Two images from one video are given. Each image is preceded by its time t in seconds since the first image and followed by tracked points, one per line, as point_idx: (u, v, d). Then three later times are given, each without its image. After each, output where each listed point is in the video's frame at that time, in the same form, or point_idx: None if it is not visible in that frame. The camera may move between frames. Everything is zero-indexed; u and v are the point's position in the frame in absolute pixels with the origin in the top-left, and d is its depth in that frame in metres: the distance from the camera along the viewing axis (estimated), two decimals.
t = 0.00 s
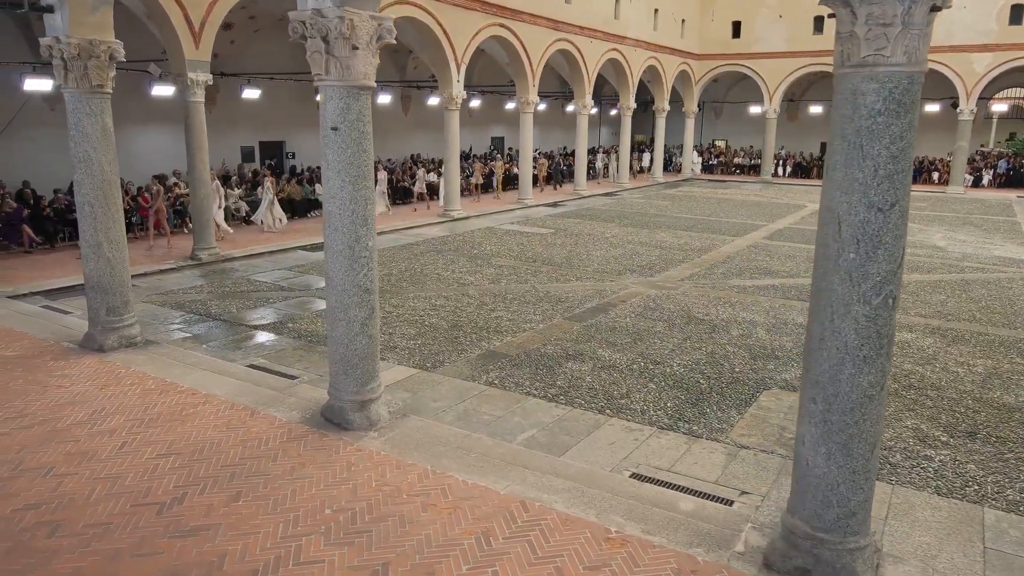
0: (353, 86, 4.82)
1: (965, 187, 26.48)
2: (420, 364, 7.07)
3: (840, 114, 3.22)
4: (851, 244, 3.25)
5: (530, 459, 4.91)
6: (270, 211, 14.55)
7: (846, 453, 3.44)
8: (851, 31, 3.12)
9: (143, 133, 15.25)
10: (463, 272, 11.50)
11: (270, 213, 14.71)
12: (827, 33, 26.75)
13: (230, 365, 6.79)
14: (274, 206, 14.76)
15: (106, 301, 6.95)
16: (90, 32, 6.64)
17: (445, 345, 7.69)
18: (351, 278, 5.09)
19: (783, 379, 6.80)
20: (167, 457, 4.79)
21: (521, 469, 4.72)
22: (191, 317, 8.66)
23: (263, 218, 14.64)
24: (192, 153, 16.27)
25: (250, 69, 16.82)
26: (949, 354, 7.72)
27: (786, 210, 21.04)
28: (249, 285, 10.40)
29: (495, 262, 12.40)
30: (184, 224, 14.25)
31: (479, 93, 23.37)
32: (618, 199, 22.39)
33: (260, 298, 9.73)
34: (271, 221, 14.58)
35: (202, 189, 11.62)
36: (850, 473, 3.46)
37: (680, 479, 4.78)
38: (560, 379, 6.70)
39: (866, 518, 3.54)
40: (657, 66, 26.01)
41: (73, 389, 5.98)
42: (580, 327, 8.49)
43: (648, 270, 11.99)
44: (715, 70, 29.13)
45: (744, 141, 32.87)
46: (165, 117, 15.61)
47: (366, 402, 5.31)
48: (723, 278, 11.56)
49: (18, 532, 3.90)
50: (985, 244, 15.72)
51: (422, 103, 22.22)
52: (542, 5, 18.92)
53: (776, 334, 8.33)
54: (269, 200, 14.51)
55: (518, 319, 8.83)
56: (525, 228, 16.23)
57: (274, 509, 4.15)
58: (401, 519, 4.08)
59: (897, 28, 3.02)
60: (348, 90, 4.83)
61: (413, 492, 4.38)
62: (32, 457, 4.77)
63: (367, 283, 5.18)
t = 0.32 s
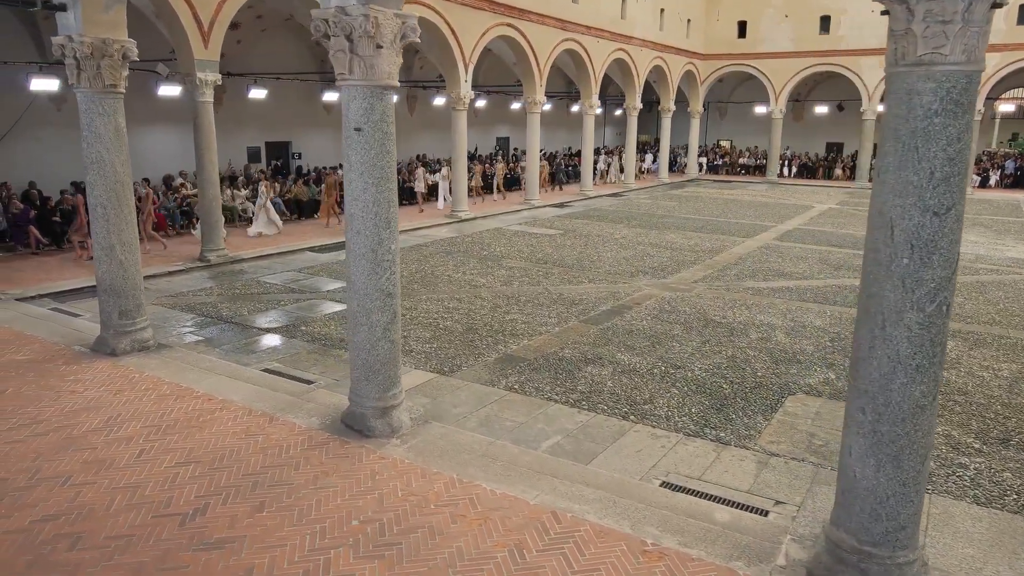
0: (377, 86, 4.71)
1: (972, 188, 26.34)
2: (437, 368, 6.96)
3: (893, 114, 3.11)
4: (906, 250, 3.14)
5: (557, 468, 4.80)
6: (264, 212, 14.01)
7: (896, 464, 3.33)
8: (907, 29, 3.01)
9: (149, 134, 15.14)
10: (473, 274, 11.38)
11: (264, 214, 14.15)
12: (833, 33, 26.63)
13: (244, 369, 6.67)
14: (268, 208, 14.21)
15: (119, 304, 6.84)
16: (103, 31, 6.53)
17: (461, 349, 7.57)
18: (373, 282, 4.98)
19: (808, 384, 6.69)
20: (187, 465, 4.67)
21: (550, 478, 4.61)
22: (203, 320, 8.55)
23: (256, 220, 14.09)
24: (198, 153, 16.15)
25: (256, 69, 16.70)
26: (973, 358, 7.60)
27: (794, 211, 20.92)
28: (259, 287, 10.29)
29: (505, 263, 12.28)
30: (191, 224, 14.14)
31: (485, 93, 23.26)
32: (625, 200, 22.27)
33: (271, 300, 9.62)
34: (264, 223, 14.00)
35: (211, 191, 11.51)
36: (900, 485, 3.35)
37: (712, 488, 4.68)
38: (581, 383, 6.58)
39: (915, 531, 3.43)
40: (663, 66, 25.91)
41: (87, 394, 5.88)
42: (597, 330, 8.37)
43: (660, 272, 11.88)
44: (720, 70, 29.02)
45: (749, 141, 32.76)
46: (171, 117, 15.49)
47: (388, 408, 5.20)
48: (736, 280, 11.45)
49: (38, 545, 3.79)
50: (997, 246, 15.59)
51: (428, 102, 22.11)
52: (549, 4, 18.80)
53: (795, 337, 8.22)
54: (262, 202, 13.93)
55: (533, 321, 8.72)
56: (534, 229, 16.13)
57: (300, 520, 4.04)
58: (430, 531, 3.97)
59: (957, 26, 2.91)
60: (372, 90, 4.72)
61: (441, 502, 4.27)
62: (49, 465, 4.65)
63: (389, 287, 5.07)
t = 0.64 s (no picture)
0: (401, 85, 4.60)
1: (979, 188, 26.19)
2: (454, 373, 6.84)
3: (948, 116, 3.01)
4: (962, 256, 3.03)
5: (585, 476, 4.69)
6: (258, 217, 13.50)
7: (948, 476, 3.22)
8: (966, 28, 2.90)
9: (155, 134, 15.02)
10: (484, 275, 11.27)
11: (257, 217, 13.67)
12: (839, 33, 26.49)
13: (259, 373, 6.56)
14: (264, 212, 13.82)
15: (131, 307, 6.73)
16: (116, 30, 6.42)
17: (477, 352, 7.46)
18: (396, 286, 4.87)
19: (832, 389, 6.58)
20: (207, 474, 4.56)
21: (579, 487, 4.50)
22: (214, 323, 8.44)
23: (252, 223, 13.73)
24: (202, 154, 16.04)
25: (262, 68, 16.59)
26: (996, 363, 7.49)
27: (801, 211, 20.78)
28: (269, 289, 10.18)
29: (515, 265, 12.18)
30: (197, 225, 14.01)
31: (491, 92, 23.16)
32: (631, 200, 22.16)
33: (281, 302, 9.50)
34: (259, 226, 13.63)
35: (220, 191, 11.41)
36: (952, 498, 3.25)
37: (744, 497, 4.57)
38: (601, 388, 6.47)
39: (966, 545, 3.33)
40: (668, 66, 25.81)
41: (100, 399, 5.76)
42: (612, 333, 8.28)
43: (671, 273, 11.78)
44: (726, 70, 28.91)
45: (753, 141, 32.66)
46: (176, 117, 15.38)
47: (410, 414, 5.09)
48: (749, 281, 11.34)
49: (58, 558, 3.68)
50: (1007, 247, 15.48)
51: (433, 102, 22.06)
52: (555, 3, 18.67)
53: (813, 340, 8.15)
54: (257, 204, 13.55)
55: (547, 324, 8.61)
56: (542, 230, 16.01)
57: (326, 532, 3.93)
58: (461, 544, 3.85)
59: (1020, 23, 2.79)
60: (395, 89, 4.60)
61: (470, 513, 4.16)
62: (65, 474, 4.54)
63: (412, 291, 4.95)
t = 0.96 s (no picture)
0: (428, 85, 4.49)
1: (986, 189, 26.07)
2: (473, 378, 6.72)
3: (1008, 117, 2.91)
4: None
5: (616, 486, 4.57)
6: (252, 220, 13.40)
7: (1006, 491, 3.11)
8: None
9: (161, 134, 14.91)
10: (496, 277, 11.16)
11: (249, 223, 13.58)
12: (846, 33, 26.35)
13: (276, 378, 6.45)
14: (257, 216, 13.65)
15: (144, 311, 6.62)
16: (130, 28, 6.31)
17: (495, 356, 7.34)
18: (421, 290, 4.76)
19: (859, 395, 6.46)
20: (229, 484, 4.44)
21: (611, 497, 4.38)
22: (226, 326, 8.32)
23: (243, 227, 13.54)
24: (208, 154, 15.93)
25: (269, 68, 16.48)
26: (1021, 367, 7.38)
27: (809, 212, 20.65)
28: (279, 291, 10.07)
29: (526, 266, 12.09)
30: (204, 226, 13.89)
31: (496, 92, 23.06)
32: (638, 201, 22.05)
33: (293, 304, 9.39)
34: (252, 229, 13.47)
35: (229, 192, 11.30)
36: (1010, 513, 3.13)
37: (780, 507, 4.45)
38: (623, 394, 6.35)
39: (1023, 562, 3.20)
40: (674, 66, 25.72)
41: (115, 406, 5.64)
42: (629, 336, 8.17)
43: (684, 275, 11.67)
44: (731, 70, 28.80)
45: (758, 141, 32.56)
46: (183, 117, 15.27)
47: (434, 421, 4.97)
48: (762, 283, 11.24)
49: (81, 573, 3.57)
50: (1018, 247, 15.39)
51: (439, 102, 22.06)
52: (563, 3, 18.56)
53: (833, 343, 8.04)
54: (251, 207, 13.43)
55: (563, 327, 8.49)
56: (551, 231, 15.91)
57: (355, 545, 3.81)
58: (495, 558, 3.73)
59: None
60: (422, 89, 4.49)
61: (501, 524, 4.04)
62: (83, 483, 4.43)
63: (437, 295, 4.84)
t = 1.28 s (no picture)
0: (453, 84, 4.37)
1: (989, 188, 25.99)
2: (491, 382, 6.60)
3: None
4: None
5: (645, 496, 4.45)
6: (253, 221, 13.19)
7: None
8: None
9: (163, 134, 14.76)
10: (505, 279, 11.04)
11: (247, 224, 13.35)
12: (849, 32, 26.26)
13: (290, 384, 6.33)
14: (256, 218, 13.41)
15: (155, 315, 6.50)
16: (141, 27, 6.18)
17: (511, 360, 7.22)
18: (445, 295, 4.64)
19: (884, 399, 6.35)
20: (249, 495, 4.31)
21: (643, 508, 4.27)
22: (235, 329, 8.19)
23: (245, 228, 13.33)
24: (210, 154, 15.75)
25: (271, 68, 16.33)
26: None
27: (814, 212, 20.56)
28: (287, 293, 9.93)
29: (534, 267, 11.98)
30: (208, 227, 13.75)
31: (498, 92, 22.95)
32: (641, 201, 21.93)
33: (301, 307, 9.26)
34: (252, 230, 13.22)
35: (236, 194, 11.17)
36: None
37: (815, 517, 4.34)
38: (644, 399, 6.24)
39: None
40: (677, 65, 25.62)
41: (127, 413, 5.51)
42: (644, 339, 8.06)
43: (696, 276, 11.56)
44: (733, 69, 28.73)
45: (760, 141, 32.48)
46: (185, 118, 15.12)
47: (457, 429, 4.85)
48: (774, 284, 11.13)
49: None
50: None
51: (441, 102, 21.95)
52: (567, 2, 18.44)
53: (853, 345, 7.94)
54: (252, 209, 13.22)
55: (578, 330, 8.37)
56: (557, 232, 15.79)
57: (382, 560, 3.69)
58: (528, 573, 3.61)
59: None
60: (447, 88, 4.38)
61: (532, 537, 3.92)
62: (99, 495, 4.30)
63: (460, 300, 4.72)
